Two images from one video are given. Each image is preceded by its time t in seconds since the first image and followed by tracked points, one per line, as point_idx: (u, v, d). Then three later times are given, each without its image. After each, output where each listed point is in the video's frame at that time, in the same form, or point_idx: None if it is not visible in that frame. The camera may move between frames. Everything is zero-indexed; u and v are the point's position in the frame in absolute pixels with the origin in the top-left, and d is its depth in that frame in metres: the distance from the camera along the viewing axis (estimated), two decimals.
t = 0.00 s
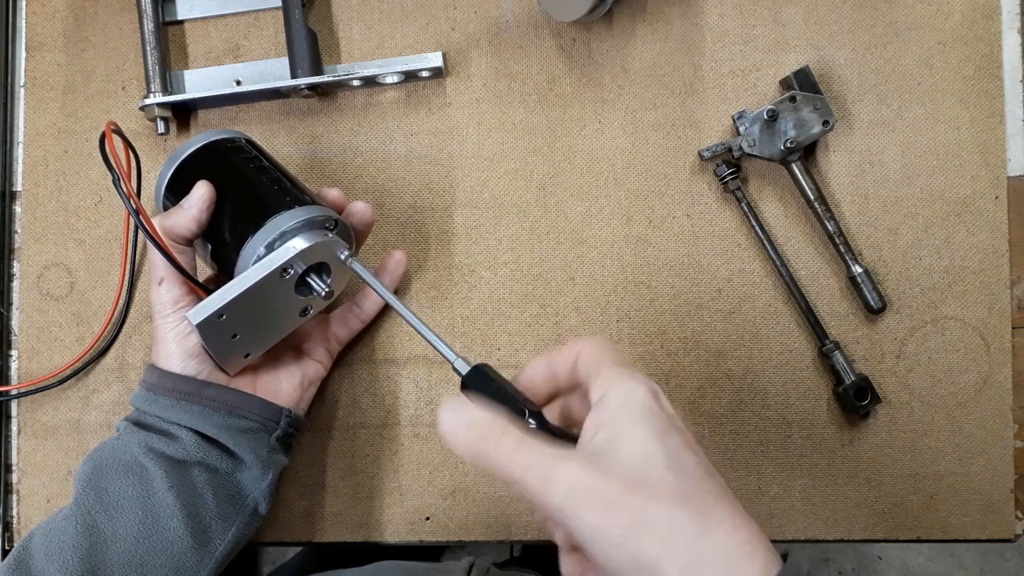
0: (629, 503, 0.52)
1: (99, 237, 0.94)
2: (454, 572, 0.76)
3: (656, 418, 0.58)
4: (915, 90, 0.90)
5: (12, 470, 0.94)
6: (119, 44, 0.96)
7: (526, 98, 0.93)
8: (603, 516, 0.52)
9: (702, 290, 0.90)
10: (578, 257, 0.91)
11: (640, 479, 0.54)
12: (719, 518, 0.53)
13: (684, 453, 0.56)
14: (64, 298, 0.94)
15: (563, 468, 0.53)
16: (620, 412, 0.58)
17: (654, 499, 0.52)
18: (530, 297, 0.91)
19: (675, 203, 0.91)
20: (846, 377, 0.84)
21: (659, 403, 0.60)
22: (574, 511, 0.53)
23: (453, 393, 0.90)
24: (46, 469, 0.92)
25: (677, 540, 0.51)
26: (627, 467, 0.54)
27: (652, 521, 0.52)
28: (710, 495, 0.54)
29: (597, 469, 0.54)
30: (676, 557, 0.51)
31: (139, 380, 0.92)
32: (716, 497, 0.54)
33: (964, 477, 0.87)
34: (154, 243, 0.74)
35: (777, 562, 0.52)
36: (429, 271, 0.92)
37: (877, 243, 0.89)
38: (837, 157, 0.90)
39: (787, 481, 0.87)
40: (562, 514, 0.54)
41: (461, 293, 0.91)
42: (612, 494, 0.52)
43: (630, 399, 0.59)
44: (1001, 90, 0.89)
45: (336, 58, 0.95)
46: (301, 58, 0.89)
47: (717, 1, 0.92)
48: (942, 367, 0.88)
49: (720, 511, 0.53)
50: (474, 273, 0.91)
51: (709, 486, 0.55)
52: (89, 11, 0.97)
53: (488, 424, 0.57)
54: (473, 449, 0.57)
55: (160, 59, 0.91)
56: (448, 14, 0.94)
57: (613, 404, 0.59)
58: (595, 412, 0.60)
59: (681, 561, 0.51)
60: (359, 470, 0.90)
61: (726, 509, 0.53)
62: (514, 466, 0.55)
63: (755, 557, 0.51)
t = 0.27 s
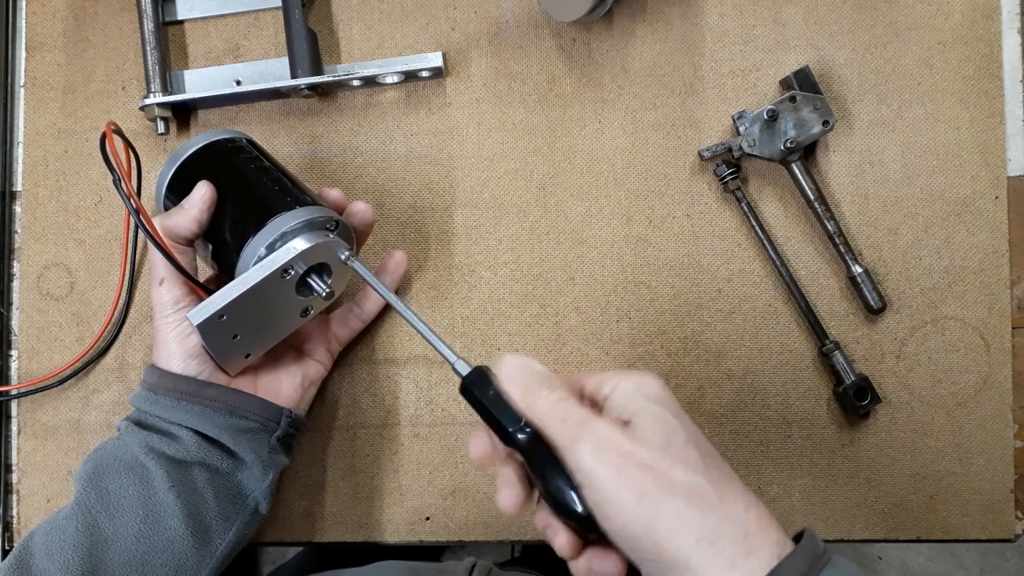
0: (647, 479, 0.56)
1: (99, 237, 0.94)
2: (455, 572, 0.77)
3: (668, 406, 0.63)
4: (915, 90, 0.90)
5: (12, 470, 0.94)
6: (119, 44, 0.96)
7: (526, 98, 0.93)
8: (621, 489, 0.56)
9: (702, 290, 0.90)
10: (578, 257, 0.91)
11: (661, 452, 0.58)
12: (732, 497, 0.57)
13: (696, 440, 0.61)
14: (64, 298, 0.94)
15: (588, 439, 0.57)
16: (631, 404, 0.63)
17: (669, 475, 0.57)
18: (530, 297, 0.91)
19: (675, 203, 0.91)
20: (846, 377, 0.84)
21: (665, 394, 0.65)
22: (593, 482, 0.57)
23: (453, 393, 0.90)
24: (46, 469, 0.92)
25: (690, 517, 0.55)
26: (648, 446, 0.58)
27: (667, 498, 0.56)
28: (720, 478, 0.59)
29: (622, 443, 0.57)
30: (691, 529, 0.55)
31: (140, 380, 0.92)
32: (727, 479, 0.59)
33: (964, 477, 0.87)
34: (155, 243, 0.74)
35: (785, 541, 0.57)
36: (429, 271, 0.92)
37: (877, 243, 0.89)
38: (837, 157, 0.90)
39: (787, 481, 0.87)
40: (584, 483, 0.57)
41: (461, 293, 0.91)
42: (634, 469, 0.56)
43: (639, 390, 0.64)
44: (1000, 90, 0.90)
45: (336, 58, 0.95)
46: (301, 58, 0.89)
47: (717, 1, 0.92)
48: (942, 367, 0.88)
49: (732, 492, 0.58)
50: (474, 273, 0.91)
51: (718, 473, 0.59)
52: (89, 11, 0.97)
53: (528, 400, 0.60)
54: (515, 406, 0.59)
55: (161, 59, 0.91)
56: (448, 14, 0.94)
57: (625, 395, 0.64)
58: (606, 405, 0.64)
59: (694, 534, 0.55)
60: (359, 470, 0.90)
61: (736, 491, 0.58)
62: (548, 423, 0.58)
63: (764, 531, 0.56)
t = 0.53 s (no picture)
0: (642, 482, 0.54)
1: (99, 237, 0.94)
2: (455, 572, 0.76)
3: (673, 406, 0.59)
4: (915, 90, 0.90)
5: (12, 470, 0.94)
6: (119, 44, 0.96)
7: (526, 98, 0.93)
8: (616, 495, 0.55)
9: (702, 290, 0.90)
10: (578, 257, 0.91)
11: (658, 458, 0.56)
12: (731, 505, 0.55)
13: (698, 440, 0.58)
14: (64, 298, 0.94)
15: (584, 441, 0.56)
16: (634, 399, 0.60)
17: (666, 479, 0.55)
18: (530, 297, 0.91)
19: (675, 203, 0.91)
20: (846, 377, 0.84)
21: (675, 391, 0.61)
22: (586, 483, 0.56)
23: (452, 393, 0.90)
24: (46, 469, 0.92)
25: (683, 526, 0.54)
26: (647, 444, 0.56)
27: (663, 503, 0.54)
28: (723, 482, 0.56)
29: (619, 444, 0.56)
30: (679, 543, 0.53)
31: (139, 380, 0.92)
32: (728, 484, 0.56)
33: (964, 477, 0.87)
34: (153, 242, 0.74)
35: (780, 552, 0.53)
36: (429, 271, 0.92)
37: (877, 243, 0.89)
38: (837, 157, 0.90)
39: (787, 481, 0.87)
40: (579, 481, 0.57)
41: (461, 293, 0.91)
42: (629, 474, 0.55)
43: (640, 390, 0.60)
44: (1000, 91, 0.90)
45: (336, 58, 0.95)
46: (300, 58, 0.89)
47: (717, 1, 0.92)
48: (942, 367, 0.88)
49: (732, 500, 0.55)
50: (474, 273, 0.91)
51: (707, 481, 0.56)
52: (90, 11, 0.97)
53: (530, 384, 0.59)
54: (514, 400, 0.59)
55: (161, 59, 0.91)
56: (449, 14, 0.94)
57: (627, 390, 0.61)
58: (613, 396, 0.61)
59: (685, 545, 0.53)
60: (359, 470, 0.90)
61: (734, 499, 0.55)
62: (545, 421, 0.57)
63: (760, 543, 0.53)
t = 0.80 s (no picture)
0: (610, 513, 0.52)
1: (99, 237, 0.94)
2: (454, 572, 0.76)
3: (654, 416, 0.55)
4: (915, 90, 0.90)
5: (12, 470, 0.94)
6: (119, 44, 0.96)
7: (526, 98, 0.93)
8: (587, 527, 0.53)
9: (702, 290, 0.90)
10: (578, 257, 0.91)
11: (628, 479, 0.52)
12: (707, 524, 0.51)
13: (679, 453, 0.53)
14: (64, 298, 0.94)
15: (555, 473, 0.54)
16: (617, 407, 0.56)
17: (637, 504, 0.51)
18: (530, 297, 0.91)
19: (675, 203, 0.91)
20: (846, 377, 0.84)
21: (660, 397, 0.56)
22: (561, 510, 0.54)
23: (452, 394, 0.90)
24: (46, 470, 0.92)
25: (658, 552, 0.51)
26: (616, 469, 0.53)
27: (639, 527, 0.51)
28: (701, 499, 0.52)
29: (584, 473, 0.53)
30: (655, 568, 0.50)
31: (139, 380, 0.92)
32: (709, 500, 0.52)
33: (964, 477, 0.87)
34: (154, 243, 0.74)
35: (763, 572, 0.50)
36: (429, 271, 0.92)
37: (877, 243, 0.89)
38: (837, 157, 0.90)
39: (787, 481, 0.87)
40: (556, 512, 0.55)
41: (461, 293, 0.91)
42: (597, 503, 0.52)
43: (628, 393, 0.56)
44: (1000, 91, 0.90)
45: (336, 58, 0.95)
46: (301, 58, 0.89)
47: (717, 1, 0.92)
48: (942, 367, 0.88)
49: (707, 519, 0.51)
50: (474, 273, 0.91)
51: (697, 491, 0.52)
52: (90, 11, 0.97)
53: (511, 412, 0.59)
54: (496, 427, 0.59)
55: (161, 59, 0.91)
56: (449, 14, 0.94)
57: (610, 399, 0.57)
58: (596, 404, 0.59)
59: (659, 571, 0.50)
60: (359, 470, 0.90)
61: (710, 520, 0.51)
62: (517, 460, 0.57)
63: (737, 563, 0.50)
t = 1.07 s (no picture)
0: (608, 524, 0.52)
1: (98, 237, 0.94)
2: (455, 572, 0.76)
3: (645, 421, 0.55)
4: (915, 90, 0.90)
5: (12, 470, 0.94)
6: (119, 44, 0.96)
7: (526, 98, 0.93)
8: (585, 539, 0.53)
9: (702, 290, 0.90)
10: (578, 257, 0.91)
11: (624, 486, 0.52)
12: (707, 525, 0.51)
13: (674, 458, 0.54)
14: (64, 298, 0.94)
15: (549, 484, 0.54)
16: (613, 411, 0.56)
17: (636, 512, 0.52)
18: (530, 297, 0.91)
19: (675, 203, 0.91)
20: (846, 377, 0.84)
21: (652, 402, 0.56)
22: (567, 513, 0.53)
23: (453, 394, 0.90)
24: (46, 470, 0.92)
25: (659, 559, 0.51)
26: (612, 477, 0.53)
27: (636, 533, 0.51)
28: (700, 500, 0.52)
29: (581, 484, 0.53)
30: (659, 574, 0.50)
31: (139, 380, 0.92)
32: (702, 504, 0.52)
33: (963, 477, 0.87)
34: (153, 243, 0.74)
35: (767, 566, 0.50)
36: (429, 271, 0.92)
37: (877, 244, 0.89)
38: (837, 157, 0.90)
39: (787, 481, 0.87)
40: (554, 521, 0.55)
41: (461, 293, 0.91)
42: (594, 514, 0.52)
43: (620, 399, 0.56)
44: (1000, 91, 0.90)
45: (336, 58, 0.95)
46: (301, 58, 0.89)
47: (717, 1, 0.92)
48: (942, 366, 0.88)
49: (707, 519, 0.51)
50: (474, 273, 0.91)
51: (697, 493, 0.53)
52: (90, 11, 0.97)
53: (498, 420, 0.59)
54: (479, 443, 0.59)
55: (161, 59, 0.91)
56: (449, 13, 0.94)
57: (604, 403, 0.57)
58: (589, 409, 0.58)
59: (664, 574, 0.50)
60: (359, 470, 0.90)
61: (711, 521, 0.51)
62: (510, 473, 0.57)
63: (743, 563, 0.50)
